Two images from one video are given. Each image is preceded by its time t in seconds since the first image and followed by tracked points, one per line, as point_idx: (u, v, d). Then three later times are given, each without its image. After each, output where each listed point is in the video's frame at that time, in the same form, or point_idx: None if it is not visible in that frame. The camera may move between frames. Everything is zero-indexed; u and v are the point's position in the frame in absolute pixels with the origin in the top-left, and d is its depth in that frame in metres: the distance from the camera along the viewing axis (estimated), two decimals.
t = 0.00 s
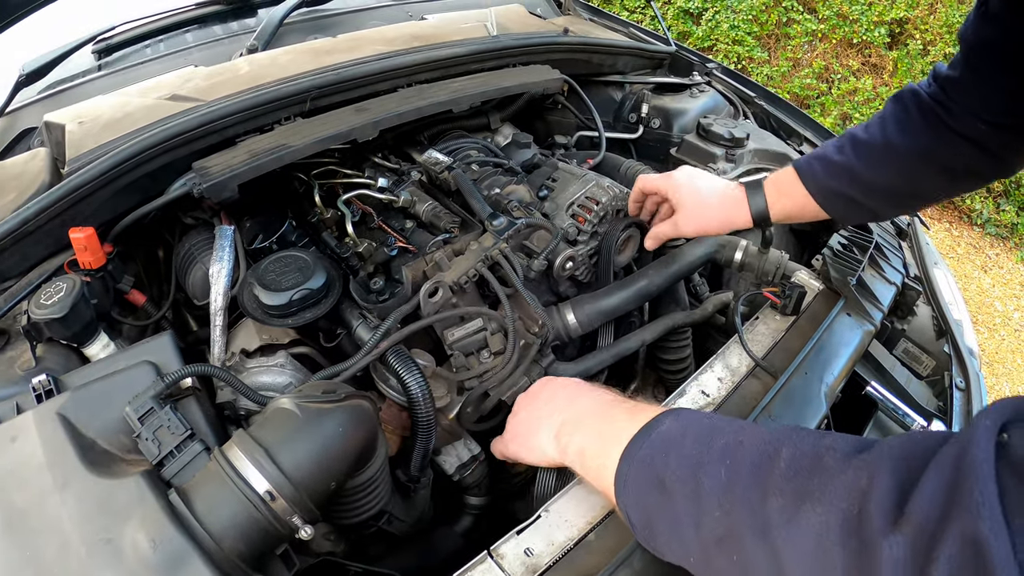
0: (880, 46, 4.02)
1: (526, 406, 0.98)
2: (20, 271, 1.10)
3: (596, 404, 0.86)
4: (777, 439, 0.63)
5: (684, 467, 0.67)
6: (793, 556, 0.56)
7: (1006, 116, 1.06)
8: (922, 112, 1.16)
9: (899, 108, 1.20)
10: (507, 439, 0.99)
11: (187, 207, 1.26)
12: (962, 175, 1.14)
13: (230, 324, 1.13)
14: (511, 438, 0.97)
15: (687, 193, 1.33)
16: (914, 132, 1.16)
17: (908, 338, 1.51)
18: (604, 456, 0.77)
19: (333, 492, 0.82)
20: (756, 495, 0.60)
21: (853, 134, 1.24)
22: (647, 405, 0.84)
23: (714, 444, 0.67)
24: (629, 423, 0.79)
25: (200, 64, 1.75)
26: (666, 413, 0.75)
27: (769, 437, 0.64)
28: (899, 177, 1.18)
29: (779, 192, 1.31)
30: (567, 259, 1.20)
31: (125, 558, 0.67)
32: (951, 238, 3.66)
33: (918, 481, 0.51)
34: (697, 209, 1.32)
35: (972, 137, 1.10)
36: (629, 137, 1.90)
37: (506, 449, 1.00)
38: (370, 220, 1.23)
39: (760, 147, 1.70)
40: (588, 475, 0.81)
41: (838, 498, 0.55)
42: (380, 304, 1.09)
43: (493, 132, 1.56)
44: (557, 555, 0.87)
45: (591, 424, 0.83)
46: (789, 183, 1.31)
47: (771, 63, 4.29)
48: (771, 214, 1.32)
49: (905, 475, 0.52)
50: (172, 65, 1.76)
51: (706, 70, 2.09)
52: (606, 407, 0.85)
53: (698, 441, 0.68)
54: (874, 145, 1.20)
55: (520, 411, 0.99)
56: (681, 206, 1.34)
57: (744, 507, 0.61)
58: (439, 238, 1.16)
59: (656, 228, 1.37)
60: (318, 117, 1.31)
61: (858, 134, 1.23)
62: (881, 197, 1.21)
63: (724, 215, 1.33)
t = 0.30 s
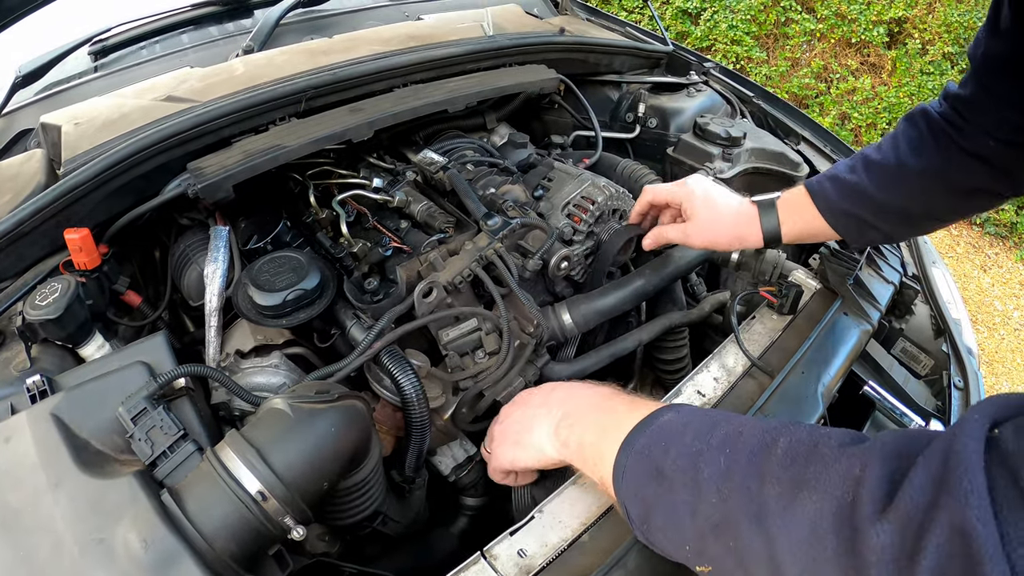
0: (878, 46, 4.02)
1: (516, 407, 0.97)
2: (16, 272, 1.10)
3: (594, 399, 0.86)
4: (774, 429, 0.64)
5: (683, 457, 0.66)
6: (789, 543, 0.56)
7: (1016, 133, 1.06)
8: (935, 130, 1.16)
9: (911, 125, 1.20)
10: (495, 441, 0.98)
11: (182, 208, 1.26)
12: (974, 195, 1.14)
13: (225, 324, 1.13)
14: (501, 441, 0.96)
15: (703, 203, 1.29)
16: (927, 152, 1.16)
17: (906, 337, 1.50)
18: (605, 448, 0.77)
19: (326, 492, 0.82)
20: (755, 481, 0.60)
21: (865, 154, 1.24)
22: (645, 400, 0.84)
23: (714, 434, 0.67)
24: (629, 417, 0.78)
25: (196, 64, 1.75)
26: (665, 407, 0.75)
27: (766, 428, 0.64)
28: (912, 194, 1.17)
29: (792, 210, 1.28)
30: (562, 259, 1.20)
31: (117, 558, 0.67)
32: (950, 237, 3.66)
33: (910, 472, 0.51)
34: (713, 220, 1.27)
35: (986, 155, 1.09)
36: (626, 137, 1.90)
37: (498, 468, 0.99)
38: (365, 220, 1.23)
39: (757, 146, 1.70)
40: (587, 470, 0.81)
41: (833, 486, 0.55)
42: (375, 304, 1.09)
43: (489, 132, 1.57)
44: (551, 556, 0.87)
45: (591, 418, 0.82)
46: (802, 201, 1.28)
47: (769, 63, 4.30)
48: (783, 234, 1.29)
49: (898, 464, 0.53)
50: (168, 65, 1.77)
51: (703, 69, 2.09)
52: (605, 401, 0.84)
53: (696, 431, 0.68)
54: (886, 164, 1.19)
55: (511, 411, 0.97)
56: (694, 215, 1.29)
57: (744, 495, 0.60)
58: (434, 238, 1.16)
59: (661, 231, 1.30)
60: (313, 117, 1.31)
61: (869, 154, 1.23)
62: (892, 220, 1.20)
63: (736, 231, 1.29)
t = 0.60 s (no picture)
0: (878, 46, 4.03)
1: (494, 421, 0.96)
2: (16, 277, 1.10)
3: (576, 411, 0.86)
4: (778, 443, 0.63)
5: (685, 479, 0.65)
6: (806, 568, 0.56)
7: (1011, 137, 1.06)
8: (928, 140, 1.15)
9: (904, 132, 1.19)
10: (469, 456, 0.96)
11: (182, 212, 1.26)
12: (970, 202, 1.14)
13: (226, 329, 1.13)
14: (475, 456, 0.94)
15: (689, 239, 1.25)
16: (919, 163, 1.15)
17: (906, 340, 1.50)
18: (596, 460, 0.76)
19: (327, 497, 0.82)
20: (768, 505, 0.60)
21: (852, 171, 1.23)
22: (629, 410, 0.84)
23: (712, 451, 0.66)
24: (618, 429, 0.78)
25: (195, 68, 1.75)
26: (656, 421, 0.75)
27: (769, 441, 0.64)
28: (911, 207, 1.16)
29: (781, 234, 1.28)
30: (562, 262, 1.20)
31: (119, 564, 0.67)
32: (950, 238, 3.66)
33: (916, 488, 0.52)
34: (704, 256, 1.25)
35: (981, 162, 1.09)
36: (625, 139, 1.90)
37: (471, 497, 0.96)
38: (365, 224, 1.23)
39: (757, 148, 1.70)
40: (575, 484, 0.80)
41: (845, 507, 0.55)
42: (375, 309, 1.09)
43: (489, 134, 1.57)
44: (552, 560, 0.87)
45: (577, 431, 0.82)
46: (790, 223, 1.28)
47: (769, 63, 4.30)
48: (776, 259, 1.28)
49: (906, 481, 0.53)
50: (167, 69, 1.77)
51: (703, 71, 2.09)
52: (587, 412, 0.84)
53: (694, 448, 0.67)
54: (877, 180, 1.19)
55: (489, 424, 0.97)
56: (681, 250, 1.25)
57: (754, 516, 0.60)
58: (434, 242, 1.16)
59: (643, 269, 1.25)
60: (312, 121, 1.31)
61: (859, 170, 1.22)
62: (890, 234, 1.20)
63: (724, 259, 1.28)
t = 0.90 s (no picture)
0: (877, 46, 4.02)
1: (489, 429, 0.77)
2: (15, 279, 1.10)
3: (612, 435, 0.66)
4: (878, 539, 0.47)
5: None
6: None
7: (989, 114, 1.04)
8: (896, 113, 1.13)
9: (875, 102, 1.16)
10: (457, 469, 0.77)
11: (181, 214, 1.25)
12: (938, 175, 1.14)
13: (226, 331, 1.12)
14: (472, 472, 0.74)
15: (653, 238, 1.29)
16: (890, 137, 1.14)
17: (908, 341, 1.50)
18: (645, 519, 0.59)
19: (327, 501, 0.81)
20: None
21: (820, 144, 1.22)
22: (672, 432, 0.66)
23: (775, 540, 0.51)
24: (677, 475, 0.59)
25: (195, 69, 1.75)
26: (725, 474, 0.57)
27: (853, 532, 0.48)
28: (880, 180, 1.16)
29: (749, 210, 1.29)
30: (563, 263, 1.19)
31: (119, 569, 0.66)
32: (950, 237, 3.65)
33: None
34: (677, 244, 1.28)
35: (952, 139, 1.09)
36: (626, 140, 1.89)
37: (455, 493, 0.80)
38: (365, 226, 1.22)
39: (758, 149, 1.69)
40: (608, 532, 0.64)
41: None
42: (375, 311, 1.09)
43: (489, 135, 1.57)
44: (554, 564, 0.86)
45: (619, 469, 0.62)
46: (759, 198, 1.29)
47: (769, 63, 4.30)
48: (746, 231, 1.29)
49: None
50: (167, 70, 1.76)
51: (704, 71, 2.08)
52: (628, 440, 0.65)
53: (760, 529, 0.52)
54: (845, 153, 1.18)
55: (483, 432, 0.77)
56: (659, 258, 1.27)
57: None
58: (435, 243, 1.16)
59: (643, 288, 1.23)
60: (312, 122, 1.30)
61: (828, 143, 1.21)
62: (858, 204, 1.20)
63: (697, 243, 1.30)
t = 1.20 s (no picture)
0: (877, 46, 4.03)
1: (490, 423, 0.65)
2: (15, 284, 1.09)
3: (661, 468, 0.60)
4: None
5: None
6: None
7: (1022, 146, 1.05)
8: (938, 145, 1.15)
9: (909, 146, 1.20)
10: (440, 467, 0.66)
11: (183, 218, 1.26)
12: (987, 215, 1.12)
13: (228, 336, 1.12)
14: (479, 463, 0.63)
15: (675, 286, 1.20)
16: (930, 170, 1.15)
17: (909, 342, 1.50)
18: None
19: (331, 507, 0.81)
20: None
21: (862, 184, 1.23)
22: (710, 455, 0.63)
23: None
24: (750, 535, 0.55)
25: (195, 72, 1.75)
26: (809, 532, 0.55)
27: None
28: (924, 216, 1.15)
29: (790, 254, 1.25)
30: (566, 267, 1.19)
31: None
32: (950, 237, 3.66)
33: None
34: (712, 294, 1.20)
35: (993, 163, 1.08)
36: (626, 142, 1.90)
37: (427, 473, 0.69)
38: (366, 229, 1.22)
39: (759, 150, 1.69)
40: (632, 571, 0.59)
41: None
42: (377, 315, 1.09)
43: (490, 138, 1.57)
44: (558, 568, 0.86)
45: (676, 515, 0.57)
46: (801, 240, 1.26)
47: (769, 63, 4.31)
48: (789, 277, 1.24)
49: None
50: (166, 73, 1.76)
51: (705, 73, 2.10)
52: (685, 478, 0.59)
53: None
54: (890, 193, 1.18)
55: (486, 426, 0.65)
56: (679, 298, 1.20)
57: None
58: (436, 247, 1.15)
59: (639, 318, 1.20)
60: (313, 126, 1.30)
61: (869, 182, 1.22)
62: (903, 247, 1.18)
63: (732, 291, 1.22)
